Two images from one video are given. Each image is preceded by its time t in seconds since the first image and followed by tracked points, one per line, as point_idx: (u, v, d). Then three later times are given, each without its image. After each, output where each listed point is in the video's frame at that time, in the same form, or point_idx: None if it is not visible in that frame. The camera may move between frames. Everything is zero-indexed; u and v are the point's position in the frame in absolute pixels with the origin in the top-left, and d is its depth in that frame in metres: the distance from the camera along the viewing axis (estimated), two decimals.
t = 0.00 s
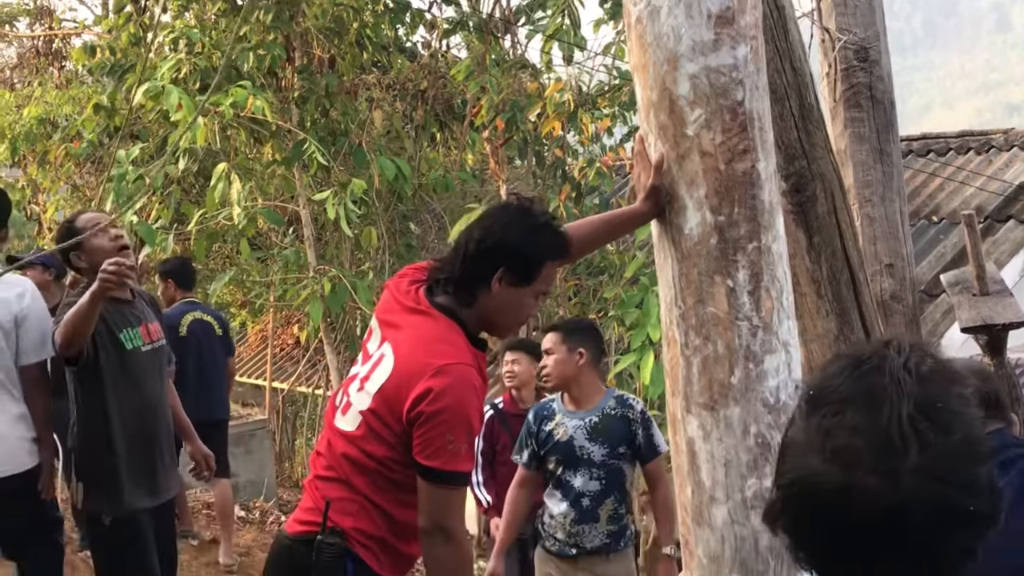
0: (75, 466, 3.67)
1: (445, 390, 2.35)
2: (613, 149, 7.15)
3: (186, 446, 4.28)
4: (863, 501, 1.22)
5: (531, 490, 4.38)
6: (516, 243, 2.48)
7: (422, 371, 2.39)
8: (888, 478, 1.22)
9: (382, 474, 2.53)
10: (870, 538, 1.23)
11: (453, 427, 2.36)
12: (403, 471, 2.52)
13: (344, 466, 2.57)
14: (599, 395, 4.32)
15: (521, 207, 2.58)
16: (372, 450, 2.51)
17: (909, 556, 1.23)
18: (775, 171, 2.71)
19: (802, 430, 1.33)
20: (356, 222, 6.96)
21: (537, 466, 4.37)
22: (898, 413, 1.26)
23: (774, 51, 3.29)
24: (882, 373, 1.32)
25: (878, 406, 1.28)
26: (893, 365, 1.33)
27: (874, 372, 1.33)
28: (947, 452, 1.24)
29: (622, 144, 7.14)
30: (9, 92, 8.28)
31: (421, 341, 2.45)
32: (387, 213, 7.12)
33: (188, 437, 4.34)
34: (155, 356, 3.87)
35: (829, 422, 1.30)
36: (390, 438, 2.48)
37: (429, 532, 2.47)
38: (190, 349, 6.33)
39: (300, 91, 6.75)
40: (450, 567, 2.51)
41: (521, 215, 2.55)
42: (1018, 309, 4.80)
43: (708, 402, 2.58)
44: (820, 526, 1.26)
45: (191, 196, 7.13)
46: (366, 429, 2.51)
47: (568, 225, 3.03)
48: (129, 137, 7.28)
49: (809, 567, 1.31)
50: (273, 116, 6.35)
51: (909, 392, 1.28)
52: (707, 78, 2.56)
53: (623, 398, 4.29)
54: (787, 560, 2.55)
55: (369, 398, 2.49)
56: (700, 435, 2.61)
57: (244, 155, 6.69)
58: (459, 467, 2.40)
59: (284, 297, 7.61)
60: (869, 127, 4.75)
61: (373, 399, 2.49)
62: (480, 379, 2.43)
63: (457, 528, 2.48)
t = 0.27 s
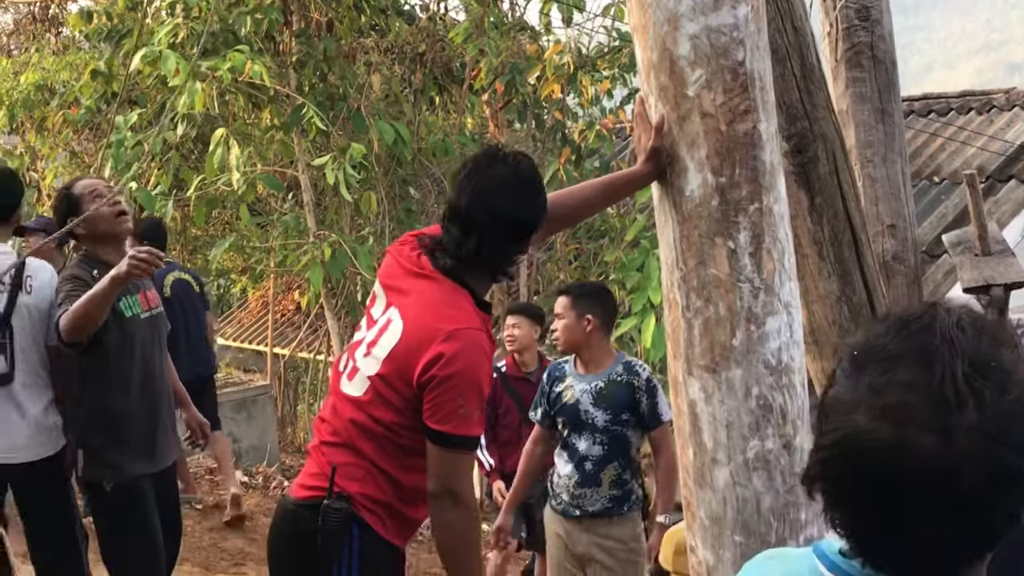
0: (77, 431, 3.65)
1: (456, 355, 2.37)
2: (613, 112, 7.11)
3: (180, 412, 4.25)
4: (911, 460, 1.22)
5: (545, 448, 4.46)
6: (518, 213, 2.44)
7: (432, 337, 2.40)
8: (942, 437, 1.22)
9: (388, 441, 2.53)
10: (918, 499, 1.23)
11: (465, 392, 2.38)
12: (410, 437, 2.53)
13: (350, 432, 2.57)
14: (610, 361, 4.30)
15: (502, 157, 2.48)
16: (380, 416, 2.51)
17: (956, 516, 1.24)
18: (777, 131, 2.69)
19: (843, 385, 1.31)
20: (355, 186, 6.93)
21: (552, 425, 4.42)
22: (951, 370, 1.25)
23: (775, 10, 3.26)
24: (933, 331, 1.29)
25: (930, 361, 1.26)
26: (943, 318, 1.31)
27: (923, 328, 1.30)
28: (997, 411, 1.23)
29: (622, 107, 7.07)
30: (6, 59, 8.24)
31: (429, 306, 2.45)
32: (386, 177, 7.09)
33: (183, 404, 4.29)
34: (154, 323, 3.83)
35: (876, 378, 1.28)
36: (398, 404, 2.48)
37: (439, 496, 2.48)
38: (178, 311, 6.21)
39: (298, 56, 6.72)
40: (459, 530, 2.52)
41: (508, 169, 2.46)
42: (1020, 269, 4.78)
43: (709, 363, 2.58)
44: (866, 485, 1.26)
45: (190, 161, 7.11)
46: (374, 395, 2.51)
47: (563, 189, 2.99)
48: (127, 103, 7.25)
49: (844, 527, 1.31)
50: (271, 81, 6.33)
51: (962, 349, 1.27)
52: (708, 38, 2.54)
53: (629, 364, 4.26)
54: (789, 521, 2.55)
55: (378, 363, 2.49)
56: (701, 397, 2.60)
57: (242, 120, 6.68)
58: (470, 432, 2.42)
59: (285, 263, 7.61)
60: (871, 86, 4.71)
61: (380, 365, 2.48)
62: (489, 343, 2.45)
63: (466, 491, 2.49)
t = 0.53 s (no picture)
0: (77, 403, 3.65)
1: (465, 313, 2.38)
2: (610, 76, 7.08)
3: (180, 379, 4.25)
4: (941, 431, 1.18)
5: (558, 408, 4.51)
6: (496, 175, 2.44)
7: (438, 297, 2.41)
8: (972, 408, 1.18)
9: (396, 403, 2.53)
10: (943, 472, 1.20)
11: (474, 348, 2.39)
12: (419, 398, 2.53)
13: (356, 398, 2.57)
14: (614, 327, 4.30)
15: (485, 117, 2.49)
16: (387, 379, 2.51)
17: (982, 488, 1.20)
18: (774, 94, 2.68)
19: (867, 353, 1.28)
20: (353, 154, 6.91)
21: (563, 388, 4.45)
22: (981, 338, 1.21)
23: None
24: (962, 298, 1.24)
25: (958, 329, 1.22)
26: (972, 281, 1.27)
27: (952, 296, 1.25)
28: None
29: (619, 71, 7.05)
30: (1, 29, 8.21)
31: (432, 268, 2.45)
32: (384, 144, 7.07)
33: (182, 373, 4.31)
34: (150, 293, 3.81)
35: (903, 346, 1.24)
36: (407, 364, 2.48)
37: (451, 456, 2.49)
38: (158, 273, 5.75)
39: (293, 22, 6.69)
40: (473, 493, 2.52)
41: (489, 130, 2.46)
42: (1019, 230, 4.77)
43: (708, 327, 2.58)
44: (889, 455, 1.22)
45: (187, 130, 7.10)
46: (382, 357, 2.51)
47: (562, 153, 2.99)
48: (123, 72, 7.23)
49: (863, 498, 1.29)
50: (267, 48, 6.31)
51: (991, 316, 1.22)
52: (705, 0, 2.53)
53: (630, 332, 4.23)
54: (789, 483, 2.56)
55: (384, 327, 2.49)
56: (700, 360, 2.60)
57: (239, 88, 6.65)
58: (478, 390, 2.42)
59: (283, 231, 7.61)
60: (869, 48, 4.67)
61: (387, 327, 2.49)
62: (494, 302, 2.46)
63: (478, 451, 2.50)
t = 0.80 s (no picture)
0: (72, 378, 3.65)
1: (461, 285, 2.38)
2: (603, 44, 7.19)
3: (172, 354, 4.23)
4: (930, 407, 1.19)
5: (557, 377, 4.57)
6: (490, 146, 2.44)
7: (433, 269, 2.41)
8: (963, 384, 1.18)
9: (393, 374, 2.53)
10: (932, 449, 1.20)
11: (471, 320, 2.40)
12: (417, 369, 2.53)
13: (351, 370, 2.57)
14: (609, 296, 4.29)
15: (474, 87, 2.47)
16: (383, 351, 2.51)
17: (970, 462, 1.21)
18: (764, 60, 2.67)
19: (855, 326, 1.27)
20: (345, 125, 6.89)
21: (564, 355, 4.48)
22: (972, 313, 1.21)
23: None
24: (952, 270, 1.24)
25: (949, 303, 1.22)
26: (962, 255, 1.26)
27: (942, 270, 1.24)
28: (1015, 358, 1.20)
29: (611, 39, 7.15)
30: None
31: (426, 240, 2.45)
32: (375, 115, 7.04)
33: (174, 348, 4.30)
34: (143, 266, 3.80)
35: (893, 319, 1.23)
36: (403, 336, 2.49)
37: (451, 427, 2.49)
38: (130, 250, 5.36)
39: None
40: (473, 460, 2.52)
41: (480, 101, 2.45)
42: (1011, 194, 4.77)
43: (701, 295, 2.58)
44: (876, 428, 1.23)
45: (177, 103, 7.08)
46: (378, 330, 2.51)
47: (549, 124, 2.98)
48: (113, 45, 7.20)
49: (852, 470, 1.29)
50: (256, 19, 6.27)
51: (982, 289, 1.22)
52: None
53: (623, 303, 4.23)
54: (782, 450, 2.56)
55: (379, 300, 2.49)
56: (693, 329, 2.61)
57: (228, 60, 6.63)
58: (476, 360, 2.43)
59: (276, 204, 7.59)
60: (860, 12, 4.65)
61: (382, 300, 2.48)
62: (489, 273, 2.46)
63: (478, 423, 2.51)
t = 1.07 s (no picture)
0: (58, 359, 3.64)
1: (447, 263, 2.37)
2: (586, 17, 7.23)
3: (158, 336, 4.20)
4: (895, 382, 1.16)
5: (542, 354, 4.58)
6: (474, 120, 2.43)
7: (418, 247, 2.40)
8: (926, 359, 1.17)
9: (379, 351, 2.53)
10: (895, 424, 1.18)
11: (457, 297, 2.39)
12: (403, 346, 2.53)
13: (338, 348, 2.56)
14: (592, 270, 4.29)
15: (456, 61, 2.45)
16: (370, 329, 2.50)
17: (934, 439, 1.19)
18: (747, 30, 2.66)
19: (818, 300, 1.25)
20: (329, 101, 6.86)
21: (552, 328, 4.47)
22: (936, 288, 1.19)
23: None
24: (917, 245, 1.23)
25: (913, 279, 1.20)
26: (929, 229, 1.25)
27: (906, 245, 1.23)
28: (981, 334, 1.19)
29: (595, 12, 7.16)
30: None
31: (410, 217, 2.43)
32: (360, 91, 7.01)
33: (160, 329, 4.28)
34: (128, 248, 3.77)
35: (857, 295, 1.21)
36: (388, 313, 2.48)
37: (438, 404, 2.49)
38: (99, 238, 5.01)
39: None
40: (462, 438, 2.53)
41: (463, 75, 2.44)
42: (996, 162, 4.77)
43: (687, 268, 2.58)
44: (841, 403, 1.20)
45: (160, 81, 7.04)
46: (364, 307, 2.50)
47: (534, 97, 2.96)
48: (95, 24, 7.14)
49: (818, 445, 1.26)
50: None
51: (946, 264, 1.21)
52: None
53: (605, 278, 4.20)
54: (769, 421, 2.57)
55: (364, 278, 2.48)
56: (680, 301, 2.60)
57: (211, 38, 6.61)
58: (462, 337, 2.44)
59: (261, 182, 7.56)
60: None
61: (367, 277, 2.47)
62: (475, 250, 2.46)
63: (466, 399, 2.51)
